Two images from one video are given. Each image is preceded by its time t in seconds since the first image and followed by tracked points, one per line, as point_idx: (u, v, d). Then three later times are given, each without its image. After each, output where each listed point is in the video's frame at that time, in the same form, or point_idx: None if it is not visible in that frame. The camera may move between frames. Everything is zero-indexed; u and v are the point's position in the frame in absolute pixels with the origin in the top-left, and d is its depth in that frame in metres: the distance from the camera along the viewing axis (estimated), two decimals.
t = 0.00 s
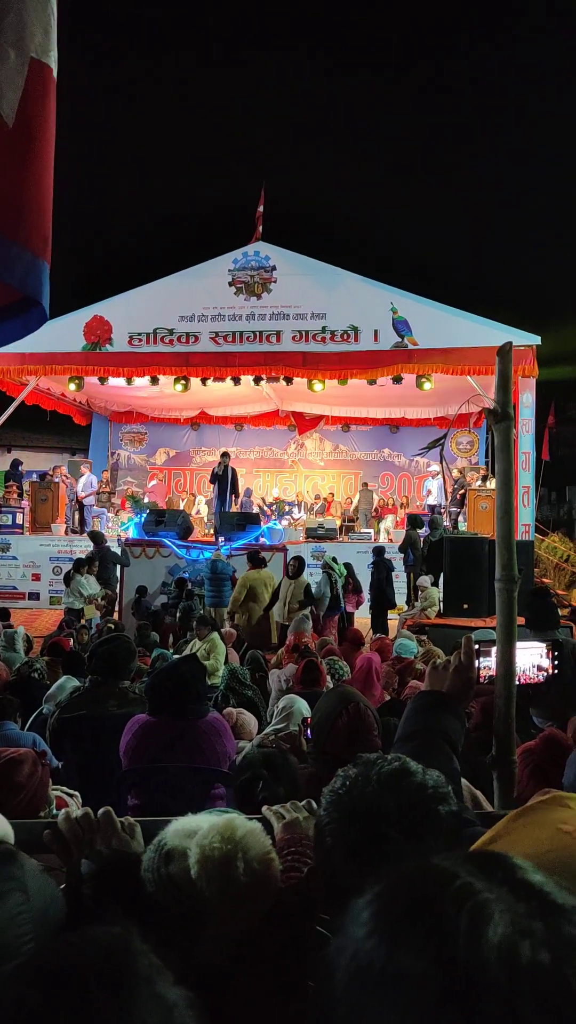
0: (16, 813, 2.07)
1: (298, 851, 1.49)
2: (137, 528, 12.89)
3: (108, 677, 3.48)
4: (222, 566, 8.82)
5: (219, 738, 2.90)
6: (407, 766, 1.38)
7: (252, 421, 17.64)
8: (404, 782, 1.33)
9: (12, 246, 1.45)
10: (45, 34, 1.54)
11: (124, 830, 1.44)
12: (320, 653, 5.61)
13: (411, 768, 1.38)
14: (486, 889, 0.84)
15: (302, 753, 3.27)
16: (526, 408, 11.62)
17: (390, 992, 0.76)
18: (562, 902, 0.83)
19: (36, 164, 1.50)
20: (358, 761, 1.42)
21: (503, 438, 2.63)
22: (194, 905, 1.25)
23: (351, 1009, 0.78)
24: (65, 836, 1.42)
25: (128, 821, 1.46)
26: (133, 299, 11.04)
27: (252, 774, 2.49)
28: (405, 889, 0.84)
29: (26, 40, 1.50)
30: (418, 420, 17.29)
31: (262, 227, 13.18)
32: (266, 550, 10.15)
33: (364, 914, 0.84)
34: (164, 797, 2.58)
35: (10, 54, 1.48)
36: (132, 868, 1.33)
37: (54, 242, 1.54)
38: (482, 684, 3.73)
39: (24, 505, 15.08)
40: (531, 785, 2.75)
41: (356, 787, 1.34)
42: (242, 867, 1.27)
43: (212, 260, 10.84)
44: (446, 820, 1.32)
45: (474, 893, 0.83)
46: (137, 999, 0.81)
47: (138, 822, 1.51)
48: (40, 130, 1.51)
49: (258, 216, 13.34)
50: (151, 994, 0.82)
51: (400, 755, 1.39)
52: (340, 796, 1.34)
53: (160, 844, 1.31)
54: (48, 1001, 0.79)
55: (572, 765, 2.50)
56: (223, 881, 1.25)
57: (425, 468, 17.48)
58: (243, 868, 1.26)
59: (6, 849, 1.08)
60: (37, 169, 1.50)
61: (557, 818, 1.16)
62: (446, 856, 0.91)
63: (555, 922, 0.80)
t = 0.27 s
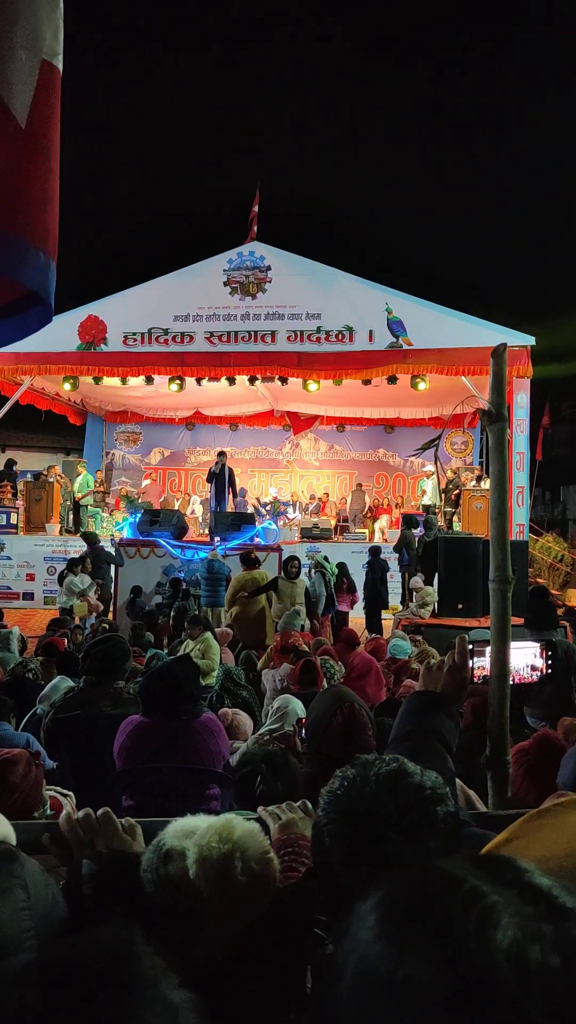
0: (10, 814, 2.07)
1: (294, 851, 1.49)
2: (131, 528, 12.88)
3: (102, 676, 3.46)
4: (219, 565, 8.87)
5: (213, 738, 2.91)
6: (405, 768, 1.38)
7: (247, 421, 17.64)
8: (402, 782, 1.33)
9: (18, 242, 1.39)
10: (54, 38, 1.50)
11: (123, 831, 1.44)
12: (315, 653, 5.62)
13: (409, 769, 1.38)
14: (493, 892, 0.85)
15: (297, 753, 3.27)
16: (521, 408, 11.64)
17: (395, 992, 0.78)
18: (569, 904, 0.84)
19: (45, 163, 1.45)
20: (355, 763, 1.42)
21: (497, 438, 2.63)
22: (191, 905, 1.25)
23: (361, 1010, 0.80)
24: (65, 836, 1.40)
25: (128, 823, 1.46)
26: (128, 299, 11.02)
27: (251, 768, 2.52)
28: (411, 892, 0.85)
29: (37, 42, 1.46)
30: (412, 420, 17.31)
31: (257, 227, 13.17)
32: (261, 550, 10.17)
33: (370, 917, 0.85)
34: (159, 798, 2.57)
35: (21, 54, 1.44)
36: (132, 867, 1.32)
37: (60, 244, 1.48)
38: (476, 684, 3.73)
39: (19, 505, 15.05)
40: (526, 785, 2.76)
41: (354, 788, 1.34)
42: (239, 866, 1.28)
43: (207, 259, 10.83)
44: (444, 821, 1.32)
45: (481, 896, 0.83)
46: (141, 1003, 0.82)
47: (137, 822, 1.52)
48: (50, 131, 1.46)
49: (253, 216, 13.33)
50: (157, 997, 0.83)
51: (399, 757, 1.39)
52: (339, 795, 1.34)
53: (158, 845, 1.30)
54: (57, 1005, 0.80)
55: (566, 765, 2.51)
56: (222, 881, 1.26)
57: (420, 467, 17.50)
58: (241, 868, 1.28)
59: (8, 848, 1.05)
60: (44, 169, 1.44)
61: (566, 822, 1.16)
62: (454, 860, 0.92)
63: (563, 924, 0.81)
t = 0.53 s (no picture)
0: (5, 814, 2.08)
1: (290, 851, 1.50)
2: (126, 528, 12.87)
3: (98, 677, 3.47)
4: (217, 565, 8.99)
5: (208, 738, 2.91)
6: (403, 769, 1.39)
7: (242, 421, 17.64)
8: (400, 784, 1.35)
9: (41, 251, 1.40)
10: (67, 46, 1.51)
11: (120, 831, 1.45)
12: (310, 654, 5.63)
13: (407, 770, 1.39)
14: (498, 889, 0.86)
15: (293, 752, 3.29)
16: (516, 409, 11.68)
17: (401, 989, 0.77)
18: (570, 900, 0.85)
19: (60, 170, 1.47)
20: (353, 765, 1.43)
21: (491, 440, 2.65)
22: (188, 903, 1.26)
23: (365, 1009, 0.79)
24: (63, 837, 1.42)
25: (126, 823, 1.46)
26: (123, 299, 11.02)
27: (248, 766, 2.53)
28: (414, 890, 0.86)
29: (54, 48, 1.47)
30: (407, 421, 17.35)
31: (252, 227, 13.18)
32: (256, 551, 10.19)
33: (374, 916, 0.85)
34: (155, 798, 2.58)
35: (42, 61, 1.45)
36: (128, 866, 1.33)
37: (75, 251, 1.50)
38: (471, 684, 3.75)
39: (13, 504, 15.03)
40: (522, 785, 2.77)
41: (352, 789, 1.35)
42: (236, 866, 1.29)
43: (203, 259, 10.83)
44: (441, 823, 1.33)
45: (485, 892, 0.85)
46: (144, 1002, 0.81)
47: (134, 821, 1.52)
48: (65, 139, 1.49)
49: (248, 216, 13.34)
50: (160, 996, 0.82)
51: (396, 758, 1.40)
52: (337, 796, 1.35)
53: (156, 845, 1.30)
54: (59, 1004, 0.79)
55: (561, 765, 2.53)
56: (218, 881, 1.27)
57: (415, 468, 17.53)
58: (237, 868, 1.28)
59: (3, 846, 1.08)
60: (60, 175, 1.46)
61: (568, 823, 1.17)
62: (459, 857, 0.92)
63: (565, 918, 0.82)
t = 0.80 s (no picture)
0: None
1: (285, 850, 1.50)
2: (121, 528, 12.86)
3: (92, 677, 3.46)
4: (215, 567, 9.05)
5: (203, 738, 2.91)
6: (398, 768, 1.39)
7: (238, 422, 17.63)
8: (395, 784, 1.35)
9: (65, 261, 1.39)
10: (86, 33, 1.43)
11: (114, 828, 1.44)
12: (306, 654, 5.64)
13: (401, 769, 1.39)
14: (487, 882, 0.90)
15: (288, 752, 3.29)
16: (511, 410, 11.71)
17: (394, 982, 0.84)
18: (558, 894, 0.89)
19: (78, 176, 1.42)
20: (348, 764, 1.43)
21: (486, 440, 2.66)
22: (181, 901, 1.26)
23: (362, 1003, 0.85)
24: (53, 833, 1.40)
25: (118, 820, 1.43)
26: (119, 299, 11.01)
27: (243, 766, 2.53)
28: (406, 889, 0.91)
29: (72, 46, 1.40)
30: (403, 422, 17.36)
31: (248, 227, 13.18)
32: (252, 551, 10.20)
33: (364, 910, 0.92)
34: (149, 797, 2.57)
35: (60, 63, 1.38)
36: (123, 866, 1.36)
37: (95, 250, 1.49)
38: (465, 683, 3.77)
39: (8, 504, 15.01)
40: (517, 785, 2.77)
41: (347, 788, 1.35)
42: (228, 864, 1.29)
43: (199, 260, 10.84)
44: (436, 822, 1.33)
45: (474, 885, 0.90)
46: (130, 1000, 0.86)
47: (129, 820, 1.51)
48: (84, 140, 1.44)
49: (244, 216, 13.35)
50: (144, 990, 0.87)
51: (392, 757, 1.40)
52: (332, 796, 1.35)
53: (149, 843, 1.30)
54: (56, 999, 0.83)
55: (554, 764, 2.53)
56: (211, 880, 1.27)
57: (411, 469, 17.54)
58: (229, 865, 1.29)
59: None
60: (79, 178, 1.42)
61: (561, 819, 1.17)
62: (449, 853, 0.97)
63: (553, 911, 0.87)
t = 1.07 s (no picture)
0: None
1: (281, 849, 1.51)
2: (118, 528, 12.86)
3: (89, 677, 3.48)
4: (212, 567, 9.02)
5: (200, 738, 2.93)
6: (395, 767, 1.39)
7: (235, 422, 17.64)
8: (391, 783, 1.35)
9: (84, 263, 1.51)
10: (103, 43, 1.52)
11: (112, 827, 1.45)
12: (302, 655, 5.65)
13: (398, 769, 1.39)
14: (470, 874, 0.91)
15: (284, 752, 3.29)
16: (507, 411, 11.73)
17: (381, 970, 0.84)
18: (542, 888, 0.92)
19: (97, 184, 1.53)
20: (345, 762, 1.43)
21: (482, 441, 2.67)
22: (177, 899, 1.29)
23: (348, 993, 0.85)
24: (53, 830, 1.43)
25: (116, 819, 1.47)
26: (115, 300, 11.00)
27: (241, 768, 2.56)
28: (392, 878, 0.91)
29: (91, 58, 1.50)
30: (400, 423, 17.38)
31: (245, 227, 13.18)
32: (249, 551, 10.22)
33: (349, 904, 0.91)
34: (146, 797, 2.57)
35: (80, 75, 1.48)
36: (120, 865, 1.38)
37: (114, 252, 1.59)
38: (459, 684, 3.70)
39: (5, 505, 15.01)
40: (512, 784, 2.78)
41: (343, 786, 1.36)
42: (223, 863, 1.29)
43: (196, 260, 10.84)
44: (432, 821, 1.33)
45: (458, 877, 0.90)
46: (121, 996, 0.84)
47: (126, 819, 1.53)
48: (102, 150, 1.54)
49: (242, 217, 13.35)
50: (133, 986, 0.85)
51: (388, 756, 1.40)
52: (328, 795, 1.36)
53: (145, 842, 1.34)
54: (49, 1000, 0.82)
55: (549, 763, 2.55)
56: (207, 879, 1.28)
57: (408, 470, 17.55)
58: (224, 863, 1.29)
59: None
60: (97, 186, 1.53)
61: (551, 817, 1.18)
62: (437, 848, 0.97)
63: (534, 904, 0.89)
